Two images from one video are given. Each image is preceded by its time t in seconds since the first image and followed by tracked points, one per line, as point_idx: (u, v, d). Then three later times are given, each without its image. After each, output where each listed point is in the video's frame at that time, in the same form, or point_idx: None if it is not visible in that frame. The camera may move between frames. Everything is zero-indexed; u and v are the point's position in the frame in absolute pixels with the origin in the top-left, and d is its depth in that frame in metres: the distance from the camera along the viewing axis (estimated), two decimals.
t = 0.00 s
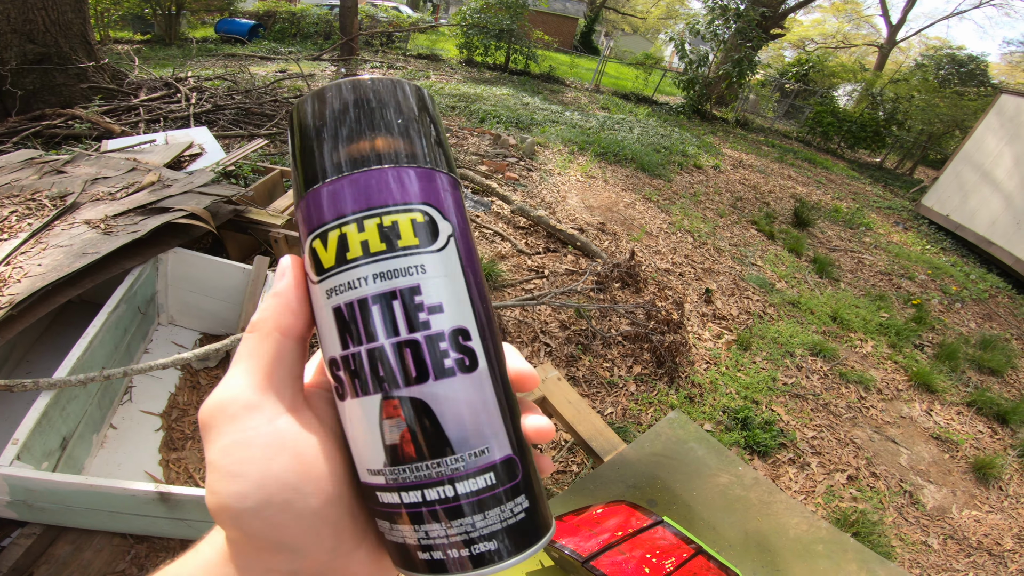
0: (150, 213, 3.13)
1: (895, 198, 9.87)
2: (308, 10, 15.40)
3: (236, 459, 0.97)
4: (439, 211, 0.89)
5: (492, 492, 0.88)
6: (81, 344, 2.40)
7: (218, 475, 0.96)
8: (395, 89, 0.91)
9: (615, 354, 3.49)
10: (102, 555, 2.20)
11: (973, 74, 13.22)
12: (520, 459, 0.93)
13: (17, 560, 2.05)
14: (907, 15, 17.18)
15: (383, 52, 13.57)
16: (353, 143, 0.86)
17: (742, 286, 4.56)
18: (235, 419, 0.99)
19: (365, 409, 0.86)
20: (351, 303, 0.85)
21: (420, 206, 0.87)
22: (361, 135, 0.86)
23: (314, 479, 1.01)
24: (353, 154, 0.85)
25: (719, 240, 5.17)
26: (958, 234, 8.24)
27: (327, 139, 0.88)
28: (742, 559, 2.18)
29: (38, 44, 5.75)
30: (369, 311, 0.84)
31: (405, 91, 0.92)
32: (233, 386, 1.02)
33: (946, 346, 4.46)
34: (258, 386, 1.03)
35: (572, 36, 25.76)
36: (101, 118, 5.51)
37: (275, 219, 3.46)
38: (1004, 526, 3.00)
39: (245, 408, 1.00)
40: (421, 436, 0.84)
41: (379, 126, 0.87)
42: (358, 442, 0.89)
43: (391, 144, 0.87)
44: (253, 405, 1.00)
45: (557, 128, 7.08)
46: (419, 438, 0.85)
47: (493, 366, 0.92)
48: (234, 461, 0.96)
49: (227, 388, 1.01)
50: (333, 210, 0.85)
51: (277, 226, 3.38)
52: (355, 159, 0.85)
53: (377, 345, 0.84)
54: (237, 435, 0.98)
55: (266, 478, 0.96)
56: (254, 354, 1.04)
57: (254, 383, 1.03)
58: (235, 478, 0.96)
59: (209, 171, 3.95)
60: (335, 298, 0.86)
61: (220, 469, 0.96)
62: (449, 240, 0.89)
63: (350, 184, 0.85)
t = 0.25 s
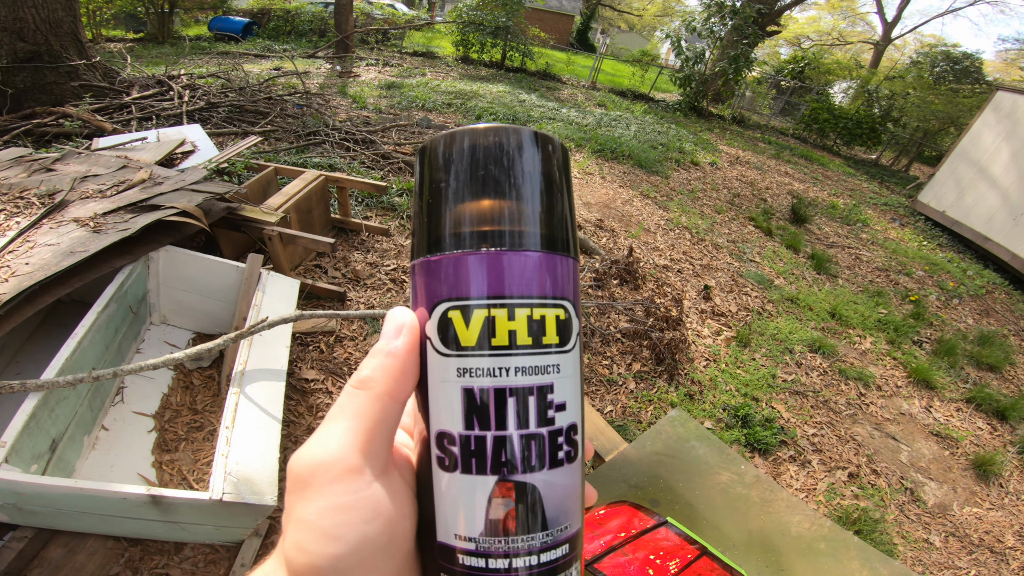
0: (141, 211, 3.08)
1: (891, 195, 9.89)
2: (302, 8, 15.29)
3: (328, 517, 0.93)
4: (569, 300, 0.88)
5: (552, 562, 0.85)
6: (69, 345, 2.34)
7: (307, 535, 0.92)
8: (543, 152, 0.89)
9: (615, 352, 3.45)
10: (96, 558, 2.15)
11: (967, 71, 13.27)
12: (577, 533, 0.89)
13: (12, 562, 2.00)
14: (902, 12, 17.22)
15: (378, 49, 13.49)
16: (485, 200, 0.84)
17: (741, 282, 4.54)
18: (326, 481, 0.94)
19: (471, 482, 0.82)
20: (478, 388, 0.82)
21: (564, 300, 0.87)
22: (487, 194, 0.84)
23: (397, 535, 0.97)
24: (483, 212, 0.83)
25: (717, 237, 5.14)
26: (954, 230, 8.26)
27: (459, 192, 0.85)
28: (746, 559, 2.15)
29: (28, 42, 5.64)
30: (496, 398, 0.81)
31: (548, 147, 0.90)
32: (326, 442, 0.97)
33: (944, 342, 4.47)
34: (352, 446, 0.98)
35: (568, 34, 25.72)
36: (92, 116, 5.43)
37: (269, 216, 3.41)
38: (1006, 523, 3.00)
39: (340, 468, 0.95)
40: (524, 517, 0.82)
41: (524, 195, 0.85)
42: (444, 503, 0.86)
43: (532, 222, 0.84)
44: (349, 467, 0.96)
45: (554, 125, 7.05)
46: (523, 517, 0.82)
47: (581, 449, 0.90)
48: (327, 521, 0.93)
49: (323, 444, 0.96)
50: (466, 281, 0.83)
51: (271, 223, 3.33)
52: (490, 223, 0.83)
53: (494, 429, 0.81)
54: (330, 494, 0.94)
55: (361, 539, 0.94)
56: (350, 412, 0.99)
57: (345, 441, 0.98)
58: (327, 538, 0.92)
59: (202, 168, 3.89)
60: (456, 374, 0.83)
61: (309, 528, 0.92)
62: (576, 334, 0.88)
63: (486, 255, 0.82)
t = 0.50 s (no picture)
0: (138, 210, 3.09)
1: (886, 193, 9.95)
2: (299, 5, 15.21)
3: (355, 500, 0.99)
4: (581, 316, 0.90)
5: (551, 547, 0.88)
6: (68, 344, 2.35)
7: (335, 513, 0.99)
8: (571, 177, 0.90)
9: (611, 350, 3.48)
10: (96, 556, 2.16)
11: (962, 70, 13.33)
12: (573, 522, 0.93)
13: (12, 563, 1.99)
14: (898, 11, 17.29)
15: (375, 47, 13.46)
16: (510, 222, 0.85)
17: (737, 280, 4.57)
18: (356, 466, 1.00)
19: (485, 472, 0.84)
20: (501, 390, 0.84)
21: (578, 317, 0.89)
22: (513, 214, 0.86)
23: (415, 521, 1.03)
24: (510, 234, 0.85)
25: (712, 235, 5.18)
26: (948, 228, 8.33)
27: (487, 211, 0.88)
28: (742, 555, 2.15)
29: (23, 41, 5.61)
30: (516, 401, 0.84)
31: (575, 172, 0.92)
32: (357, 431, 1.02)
33: (938, 340, 4.52)
34: (380, 437, 1.02)
35: (565, 32, 25.68)
36: (88, 114, 5.41)
37: (266, 215, 3.42)
38: (998, 520, 3.04)
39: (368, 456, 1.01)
40: (532, 505, 0.85)
41: (548, 217, 0.87)
42: (456, 489, 0.88)
43: (555, 243, 0.86)
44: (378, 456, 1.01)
45: (550, 123, 7.06)
46: (532, 506, 0.85)
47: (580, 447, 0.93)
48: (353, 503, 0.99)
49: (354, 432, 1.01)
50: (490, 293, 0.85)
51: (269, 221, 3.34)
52: (513, 244, 0.84)
53: (511, 429, 0.84)
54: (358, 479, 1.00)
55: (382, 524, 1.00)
56: (379, 406, 1.03)
57: (374, 432, 1.02)
58: (353, 516, 0.99)
59: (199, 167, 3.89)
60: (478, 376, 0.85)
61: (337, 508, 0.99)
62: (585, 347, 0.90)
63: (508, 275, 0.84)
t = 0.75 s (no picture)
0: (137, 209, 3.08)
1: (882, 191, 10.01)
2: (295, 3, 15.12)
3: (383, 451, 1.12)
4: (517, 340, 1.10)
5: (515, 466, 0.94)
6: (68, 344, 2.35)
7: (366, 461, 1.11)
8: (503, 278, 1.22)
9: (610, 347, 3.49)
10: (99, 556, 2.18)
11: (958, 68, 13.39)
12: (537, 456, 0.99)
13: (14, 563, 2.00)
14: (894, 10, 17.33)
15: (372, 46, 13.42)
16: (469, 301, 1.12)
17: (734, 278, 4.60)
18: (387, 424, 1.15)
19: (449, 411, 0.99)
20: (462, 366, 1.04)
21: (505, 330, 1.10)
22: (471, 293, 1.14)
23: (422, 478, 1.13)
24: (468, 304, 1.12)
25: (710, 233, 5.20)
26: (943, 226, 8.39)
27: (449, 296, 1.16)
28: (741, 551, 2.03)
29: (18, 41, 5.59)
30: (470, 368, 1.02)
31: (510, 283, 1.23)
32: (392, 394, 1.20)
33: (933, 337, 4.55)
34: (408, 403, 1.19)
35: (562, 30, 25.63)
36: (84, 114, 5.38)
37: (265, 214, 3.42)
38: (994, 517, 3.08)
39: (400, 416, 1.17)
40: (490, 428, 0.96)
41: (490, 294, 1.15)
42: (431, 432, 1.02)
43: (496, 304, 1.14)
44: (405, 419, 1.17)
45: (548, 122, 7.07)
46: (491, 431, 0.96)
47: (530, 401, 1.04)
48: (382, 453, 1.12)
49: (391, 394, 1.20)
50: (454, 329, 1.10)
51: (268, 221, 3.35)
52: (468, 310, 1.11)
53: (466, 388, 1.00)
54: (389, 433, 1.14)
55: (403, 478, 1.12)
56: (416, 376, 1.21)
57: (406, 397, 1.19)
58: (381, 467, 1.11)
59: (197, 166, 3.88)
60: (446, 370, 1.06)
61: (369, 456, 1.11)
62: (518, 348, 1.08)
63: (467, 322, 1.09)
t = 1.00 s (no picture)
0: (130, 205, 3.05)
1: (876, 189, 10.06)
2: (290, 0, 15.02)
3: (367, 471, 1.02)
4: (511, 350, 1.05)
5: (511, 496, 0.93)
6: (60, 341, 2.33)
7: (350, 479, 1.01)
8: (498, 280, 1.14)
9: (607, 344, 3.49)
10: (93, 556, 2.17)
11: (952, 67, 13.47)
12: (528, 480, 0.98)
13: (8, 562, 1.97)
14: (889, 9, 17.42)
15: (368, 43, 13.36)
16: (465, 303, 1.07)
17: (730, 274, 4.61)
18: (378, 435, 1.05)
19: (447, 434, 0.94)
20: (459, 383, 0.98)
21: (502, 340, 1.04)
22: (464, 297, 1.08)
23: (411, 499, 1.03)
24: (464, 308, 1.06)
25: (705, 230, 5.21)
26: (937, 224, 8.46)
27: (446, 293, 1.09)
28: (738, 547, 1.99)
29: (10, 37, 5.53)
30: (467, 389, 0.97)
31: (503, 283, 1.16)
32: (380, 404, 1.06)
33: (928, 334, 4.58)
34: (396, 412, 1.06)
35: (558, 27, 25.59)
36: (76, 110, 5.33)
37: (260, 210, 3.40)
38: (988, 512, 3.10)
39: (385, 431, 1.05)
40: (487, 457, 0.93)
41: (482, 295, 1.09)
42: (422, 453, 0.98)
43: (492, 309, 1.07)
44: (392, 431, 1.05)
45: (544, 119, 7.06)
46: (488, 458, 0.93)
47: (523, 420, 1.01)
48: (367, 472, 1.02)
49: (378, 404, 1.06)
50: (450, 335, 1.04)
51: (263, 217, 3.34)
52: (464, 311, 1.06)
53: (462, 409, 0.96)
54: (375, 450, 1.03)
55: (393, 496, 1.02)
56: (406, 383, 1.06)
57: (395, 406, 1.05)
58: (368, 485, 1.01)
59: (191, 162, 3.86)
60: (441, 383, 0.99)
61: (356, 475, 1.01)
62: (512, 361, 1.04)
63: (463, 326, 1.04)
